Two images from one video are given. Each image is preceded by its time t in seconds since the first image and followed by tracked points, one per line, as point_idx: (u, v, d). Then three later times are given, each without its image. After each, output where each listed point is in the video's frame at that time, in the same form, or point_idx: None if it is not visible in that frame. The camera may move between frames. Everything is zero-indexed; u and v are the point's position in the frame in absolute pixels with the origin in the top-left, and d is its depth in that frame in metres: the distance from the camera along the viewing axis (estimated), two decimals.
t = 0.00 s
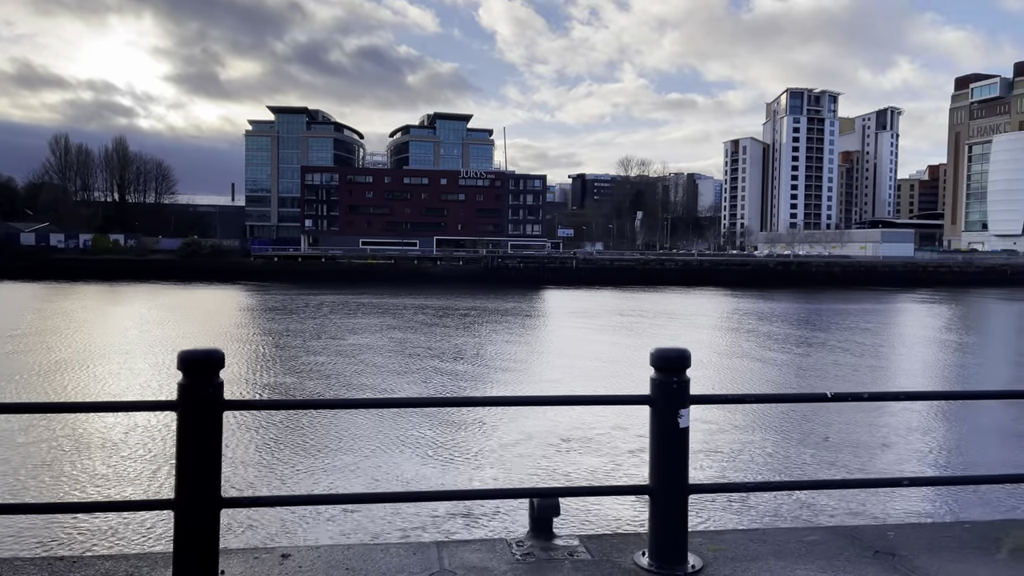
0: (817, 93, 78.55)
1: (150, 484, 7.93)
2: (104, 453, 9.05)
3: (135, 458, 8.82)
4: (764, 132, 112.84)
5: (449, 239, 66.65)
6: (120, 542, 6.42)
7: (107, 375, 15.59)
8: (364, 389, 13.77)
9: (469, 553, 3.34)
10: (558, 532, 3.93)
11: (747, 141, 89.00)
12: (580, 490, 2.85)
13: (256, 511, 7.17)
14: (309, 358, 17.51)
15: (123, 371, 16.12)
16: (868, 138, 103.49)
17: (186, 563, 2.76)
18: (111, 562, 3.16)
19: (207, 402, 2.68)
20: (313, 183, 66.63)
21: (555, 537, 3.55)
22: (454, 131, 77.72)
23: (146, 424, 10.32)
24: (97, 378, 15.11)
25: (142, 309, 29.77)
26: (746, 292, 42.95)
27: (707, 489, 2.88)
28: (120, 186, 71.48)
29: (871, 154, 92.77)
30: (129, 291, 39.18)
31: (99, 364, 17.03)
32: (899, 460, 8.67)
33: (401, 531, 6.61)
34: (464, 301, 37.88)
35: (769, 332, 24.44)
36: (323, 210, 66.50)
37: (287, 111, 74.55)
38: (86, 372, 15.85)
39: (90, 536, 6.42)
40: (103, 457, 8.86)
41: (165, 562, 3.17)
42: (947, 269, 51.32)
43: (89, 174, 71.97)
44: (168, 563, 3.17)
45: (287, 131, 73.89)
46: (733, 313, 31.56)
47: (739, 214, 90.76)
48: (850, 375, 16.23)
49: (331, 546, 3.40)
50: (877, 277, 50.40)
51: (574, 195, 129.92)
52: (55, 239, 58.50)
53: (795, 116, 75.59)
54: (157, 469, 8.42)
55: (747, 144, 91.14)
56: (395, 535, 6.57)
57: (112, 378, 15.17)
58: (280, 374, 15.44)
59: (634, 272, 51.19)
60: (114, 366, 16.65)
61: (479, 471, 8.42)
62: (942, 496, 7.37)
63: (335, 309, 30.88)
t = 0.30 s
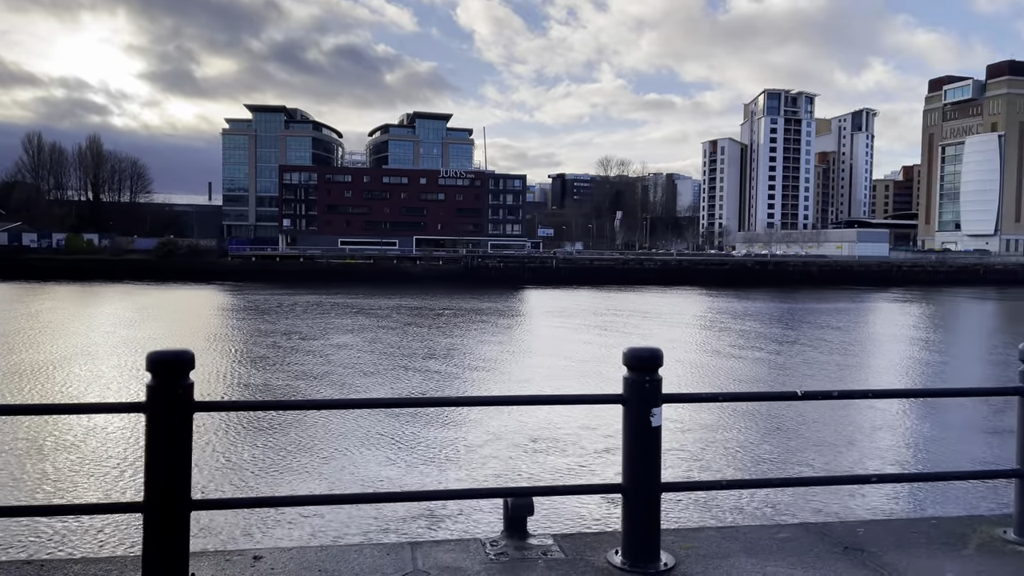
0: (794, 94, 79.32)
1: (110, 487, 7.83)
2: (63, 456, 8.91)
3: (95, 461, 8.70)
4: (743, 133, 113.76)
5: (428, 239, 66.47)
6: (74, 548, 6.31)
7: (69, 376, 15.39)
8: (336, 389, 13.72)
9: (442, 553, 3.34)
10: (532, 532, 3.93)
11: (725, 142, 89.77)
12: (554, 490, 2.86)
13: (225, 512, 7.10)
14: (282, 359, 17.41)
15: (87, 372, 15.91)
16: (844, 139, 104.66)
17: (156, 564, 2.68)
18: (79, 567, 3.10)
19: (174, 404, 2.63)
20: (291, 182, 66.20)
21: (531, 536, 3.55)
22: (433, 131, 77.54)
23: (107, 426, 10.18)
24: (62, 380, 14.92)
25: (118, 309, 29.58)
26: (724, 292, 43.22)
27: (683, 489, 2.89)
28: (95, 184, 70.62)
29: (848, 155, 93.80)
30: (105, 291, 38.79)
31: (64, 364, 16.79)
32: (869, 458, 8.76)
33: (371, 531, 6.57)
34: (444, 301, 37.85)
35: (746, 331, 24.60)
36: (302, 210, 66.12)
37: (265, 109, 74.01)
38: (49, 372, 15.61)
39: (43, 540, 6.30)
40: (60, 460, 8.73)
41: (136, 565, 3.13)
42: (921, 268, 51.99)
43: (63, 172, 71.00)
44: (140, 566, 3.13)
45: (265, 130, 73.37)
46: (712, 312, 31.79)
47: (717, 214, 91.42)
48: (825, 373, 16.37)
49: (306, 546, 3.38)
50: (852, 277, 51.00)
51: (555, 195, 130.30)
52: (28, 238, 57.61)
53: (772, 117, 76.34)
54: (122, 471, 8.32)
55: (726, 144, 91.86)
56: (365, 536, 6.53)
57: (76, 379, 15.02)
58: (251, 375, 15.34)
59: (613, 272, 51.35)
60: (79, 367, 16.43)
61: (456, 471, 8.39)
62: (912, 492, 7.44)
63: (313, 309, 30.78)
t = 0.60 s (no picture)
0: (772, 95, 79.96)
1: (73, 490, 7.69)
2: (20, 459, 8.74)
3: (57, 464, 8.56)
4: (722, 133, 114.55)
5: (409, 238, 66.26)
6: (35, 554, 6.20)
7: (33, 377, 15.16)
8: (310, 389, 13.65)
9: (417, 553, 3.33)
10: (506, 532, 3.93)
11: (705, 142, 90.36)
12: (527, 489, 2.86)
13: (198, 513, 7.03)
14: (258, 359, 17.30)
15: (53, 373, 15.70)
16: (822, 139, 105.71)
17: (126, 567, 2.63)
18: (44, 571, 3.05)
19: (144, 404, 2.58)
20: (270, 181, 65.69)
21: (504, 535, 3.55)
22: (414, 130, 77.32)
23: (67, 429, 9.99)
24: (26, 381, 14.70)
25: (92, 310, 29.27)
26: (704, 292, 43.50)
27: (653, 487, 2.91)
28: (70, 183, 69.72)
29: (825, 156, 94.74)
30: (81, 291, 38.32)
31: (36, 366, 16.57)
32: (843, 456, 8.84)
33: (344, 532, 6.52)
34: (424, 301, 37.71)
35: (724, 330, 24.76)
36: (280, 209, 64.97)
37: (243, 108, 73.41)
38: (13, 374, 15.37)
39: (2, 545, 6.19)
40: (18, 464, 8.56)
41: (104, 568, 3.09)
42: (897, 268, 52.61)
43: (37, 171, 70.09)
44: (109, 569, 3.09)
45: (243, 128, 72.81)
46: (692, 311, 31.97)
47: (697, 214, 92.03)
48: (801, 372, 16.49)
49: (279, 547, 3.35)
50: (830, 276, 51.54)
51: (536, 194, 130.52)
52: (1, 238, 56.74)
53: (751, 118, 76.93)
54: (88, 475, 8.20)
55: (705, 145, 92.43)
56: (338, 538, 6.48)
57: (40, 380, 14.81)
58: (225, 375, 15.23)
59: (594, 272, 51.49)
60: (46, 368, 16.25)
61: (434, 471, 8.37)
62: (884, 489, 7.50)
63: (292, 309, 30.62)
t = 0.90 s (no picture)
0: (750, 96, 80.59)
1: (41, 493, 7.58)
2: None
3: (28, 466, 8.44)
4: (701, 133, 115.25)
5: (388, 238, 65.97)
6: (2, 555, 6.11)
7: None
8: (293, 389, 13.61)
9: (391, 553, 3.32)
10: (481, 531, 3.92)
11: (684, 143, 90.90)
12: (499, 488, 2.87)
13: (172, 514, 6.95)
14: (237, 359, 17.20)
15: (17, 374, 15.49)
16: (799, 140, 106.72)
17: (95, 566, 2.60)
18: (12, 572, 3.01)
19: (114, 405, 2.55)
20: (248, 180, 65.53)
21: (480, 536, 3.54)
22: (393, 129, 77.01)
23: (31, 431, 9.81)
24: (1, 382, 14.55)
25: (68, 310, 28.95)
26: (683, 292, 43.62)
27: (625, 486, 2.93)
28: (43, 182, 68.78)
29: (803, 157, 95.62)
30: (54, 291, 37.78)
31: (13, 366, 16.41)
32: (815, 454, 8.91)
33: (316, 532, 6.48)
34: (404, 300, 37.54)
35: (702, 329, 24.88)
36: (258, 209, 65.29)
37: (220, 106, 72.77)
38: None
39: None
40: None
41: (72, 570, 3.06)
42: (873, 267, 53.15)
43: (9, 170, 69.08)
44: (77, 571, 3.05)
45: (221, 127, 72.19)
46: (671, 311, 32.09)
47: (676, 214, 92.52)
48: (777, 371, 16.59)
49: (252, 549, 3.33)
50: (807, 276, 51.99)
51: (517, 194, 130.60)
52: None
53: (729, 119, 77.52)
54: (56, 477, 8.07)
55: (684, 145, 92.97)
56: (311, 538, 6.44)
57: (7, 382, 14.64)
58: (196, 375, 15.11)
59: (574, 272, 51.50)
60: (14, 369, 16.09)
61: (409, 471, 8.34)
62: (852, 486, 7.56)
63: (270, 309, 30.43)
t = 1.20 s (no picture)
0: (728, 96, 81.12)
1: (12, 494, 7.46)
2: None
3: None
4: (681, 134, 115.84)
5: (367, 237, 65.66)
6: None
7: None
8: (270, 389, 13.57)
9: (364, 554, 3.30)
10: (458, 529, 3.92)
11: (663, 143, 91.34)
12: (471, 486, 2.87)
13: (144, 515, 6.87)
14: (215, 359, 17.12)
15: None
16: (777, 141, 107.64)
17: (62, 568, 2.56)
18: None
19: (84, 409, 2.51)
20: (225, 179, 65.20)
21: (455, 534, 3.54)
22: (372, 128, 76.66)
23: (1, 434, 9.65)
24: None
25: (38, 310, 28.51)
26: (662, 291, 43.62)
27: (599, 484, 2.94)
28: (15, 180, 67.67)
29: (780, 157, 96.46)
30: (25, 291, 37.11)
31: None
32: (787, 452, 8.98)
33: (289, 534, 6.42)
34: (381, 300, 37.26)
35: (679, 328, 24.99)
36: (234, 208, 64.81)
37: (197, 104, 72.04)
38: None
39: None
40: None
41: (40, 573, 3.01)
42: (848, 267, 53.67)
43: None
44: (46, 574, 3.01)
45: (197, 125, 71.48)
46: (649, 309, 32.17)
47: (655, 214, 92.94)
48: (753, 369, 16.68)
49: (223, 551, 3.30)
50: (784, 275, 52.38)
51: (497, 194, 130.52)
52: None
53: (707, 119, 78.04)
54: (26, 480, 7.94)
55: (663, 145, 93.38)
56: (282, 539, 6.39)
57: None
58: (171, 375, 15.04)
59: (553, 271, 51.46)
60: None
61: (385, 472, 8.31)
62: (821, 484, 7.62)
63: (246, 309, 30.15)
